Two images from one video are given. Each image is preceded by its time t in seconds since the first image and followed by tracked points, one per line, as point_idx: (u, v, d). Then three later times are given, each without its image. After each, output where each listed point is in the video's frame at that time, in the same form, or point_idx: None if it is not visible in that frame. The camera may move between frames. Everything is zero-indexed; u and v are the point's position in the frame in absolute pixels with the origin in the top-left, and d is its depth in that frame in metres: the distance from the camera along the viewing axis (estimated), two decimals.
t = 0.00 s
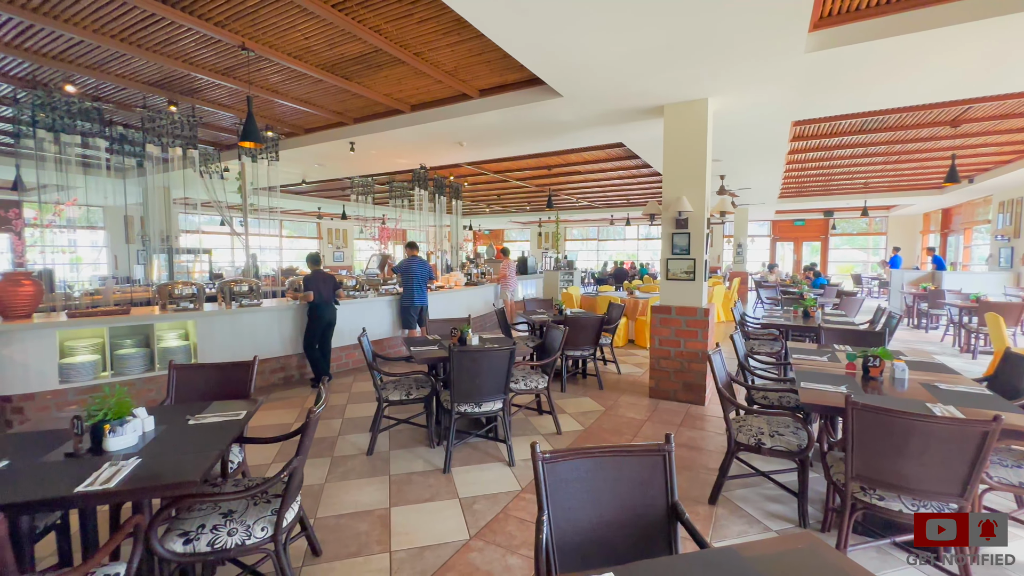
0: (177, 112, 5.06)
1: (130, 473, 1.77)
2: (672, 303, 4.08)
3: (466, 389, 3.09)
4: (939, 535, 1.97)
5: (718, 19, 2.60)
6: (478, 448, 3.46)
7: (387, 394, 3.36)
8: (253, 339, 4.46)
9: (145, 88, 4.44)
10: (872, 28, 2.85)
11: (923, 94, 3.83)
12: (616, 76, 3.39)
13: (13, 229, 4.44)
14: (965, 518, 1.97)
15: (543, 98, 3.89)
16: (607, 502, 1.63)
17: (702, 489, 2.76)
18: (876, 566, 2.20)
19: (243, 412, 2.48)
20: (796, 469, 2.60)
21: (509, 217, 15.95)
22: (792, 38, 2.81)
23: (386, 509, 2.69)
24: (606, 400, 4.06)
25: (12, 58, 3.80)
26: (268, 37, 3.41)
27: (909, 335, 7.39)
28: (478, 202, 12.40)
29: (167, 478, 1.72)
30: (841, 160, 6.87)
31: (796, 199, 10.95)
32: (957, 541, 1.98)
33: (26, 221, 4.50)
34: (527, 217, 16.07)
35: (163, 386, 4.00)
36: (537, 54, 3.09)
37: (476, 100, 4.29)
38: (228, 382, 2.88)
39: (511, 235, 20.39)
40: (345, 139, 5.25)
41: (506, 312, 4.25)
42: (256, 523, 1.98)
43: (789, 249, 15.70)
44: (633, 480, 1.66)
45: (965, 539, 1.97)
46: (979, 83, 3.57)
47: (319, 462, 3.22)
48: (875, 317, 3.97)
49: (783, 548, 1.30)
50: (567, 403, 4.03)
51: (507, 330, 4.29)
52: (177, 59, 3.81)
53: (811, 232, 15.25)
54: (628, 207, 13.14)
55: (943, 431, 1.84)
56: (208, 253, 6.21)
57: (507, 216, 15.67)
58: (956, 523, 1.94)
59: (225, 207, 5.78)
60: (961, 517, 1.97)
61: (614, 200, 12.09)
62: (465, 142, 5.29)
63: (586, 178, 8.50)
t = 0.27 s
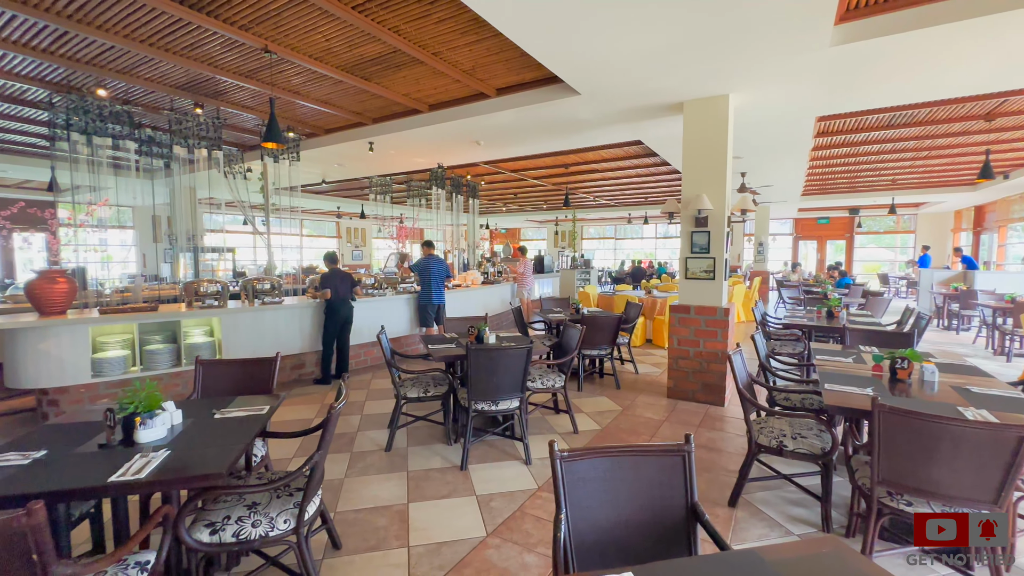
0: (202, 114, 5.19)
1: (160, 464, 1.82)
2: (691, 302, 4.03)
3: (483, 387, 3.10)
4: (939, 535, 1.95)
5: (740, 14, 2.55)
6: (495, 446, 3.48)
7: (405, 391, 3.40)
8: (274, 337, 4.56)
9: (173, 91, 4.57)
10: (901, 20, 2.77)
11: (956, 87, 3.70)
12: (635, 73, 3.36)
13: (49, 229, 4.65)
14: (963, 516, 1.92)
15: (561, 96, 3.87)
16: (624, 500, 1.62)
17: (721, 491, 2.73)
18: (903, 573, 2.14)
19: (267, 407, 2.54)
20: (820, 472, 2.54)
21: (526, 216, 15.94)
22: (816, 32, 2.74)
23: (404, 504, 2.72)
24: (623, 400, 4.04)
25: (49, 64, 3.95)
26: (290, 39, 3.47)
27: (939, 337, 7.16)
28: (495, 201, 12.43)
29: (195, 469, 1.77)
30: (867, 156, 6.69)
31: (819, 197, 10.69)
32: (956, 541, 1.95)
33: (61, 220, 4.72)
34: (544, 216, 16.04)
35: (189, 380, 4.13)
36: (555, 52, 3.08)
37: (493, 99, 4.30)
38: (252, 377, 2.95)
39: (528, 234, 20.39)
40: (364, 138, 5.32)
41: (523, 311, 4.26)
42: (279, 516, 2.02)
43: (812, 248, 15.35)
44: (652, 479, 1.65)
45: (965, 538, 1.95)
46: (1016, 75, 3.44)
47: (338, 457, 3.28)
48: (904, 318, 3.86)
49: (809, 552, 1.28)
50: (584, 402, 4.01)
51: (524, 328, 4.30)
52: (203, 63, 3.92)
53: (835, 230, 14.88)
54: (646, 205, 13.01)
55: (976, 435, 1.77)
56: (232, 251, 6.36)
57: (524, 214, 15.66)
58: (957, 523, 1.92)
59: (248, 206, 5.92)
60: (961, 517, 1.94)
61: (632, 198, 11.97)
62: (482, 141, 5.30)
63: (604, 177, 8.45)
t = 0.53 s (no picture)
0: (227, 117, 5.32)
1: (188, 456, 1.88)
2: (711, 302, 3.98)
3: (500, 385, 3.12)
4: (937, 535, 1.97)
5: (763, 7, 2.51)
6: (512, 444, 3.49)
7: (423, 388, 3.44)
8: (293, 334, 4.64)
9: (198, 94, 4.69)
10: (932, 11, 2.68)
11: (991, 80, 3.57)
12: (654, 70, 3.33)
13: (83, 229, 4.78)
14: (966, 519, 1.96)
15: (578, 95, 3.86)
16: (643, 501, 1.61)
17: (741, 493, 2.69)
18: None
19: (289, 403, 2.59)
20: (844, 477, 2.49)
21: (543, 214, 15.92)
22: (842, 25, 2.68)
23: (422, 500, 2.76)
24: (641, 400, 4.01)
25: (83, 69, 4.09)
26: (311, 42, 3.53)
27: (971, 338, 6.91)
28: (511, 200, 12.43)
29: (222, 462, 1.83)
30: (895, 152, 6.49)
31: (844, 194, 10.42)
32: (955, 542, 1.99)
33: (93, 220, 4.85)
34: (561, 214, 15.99)
35: (214, 376, 4.24)
36: (572, 50, 3.07)
37: (510, 98, 4.30)
38: (275, 373, 3.02)
39: (544, 233, 20.35)
40: (382, 138, 5.38)
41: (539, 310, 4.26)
42: (301, 509, 2.06)
43: (836, 246, 14.96)
44: (671, 480, 1.64)
45: (965, 538, 1.98)
46: None
47: (358, 453, 3.33)
48: (934, 319, 3.74)
49: (833, 557, 1.25)
50: (601, 402, 4.00)
51: (540, 327, 4.30)
52: (228, 66, 4.01)
53: (861, 228, 14.48)
54: (664, 204, 12.85)
55: (1012, 441, 1.69)
56: (254, 250, 6.50)
57: (541, 213, 15.64)
58: (957, 522, 1.95)
59: (270, 206, 6.04)
60: (961, 518, 1.97)
61: (650, 196, 11.84)
62: (499, 140, 5.32)
63: (621, 175, 8.38)
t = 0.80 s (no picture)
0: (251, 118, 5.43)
1: (216, 449, 1.94)
2: (732, 301, 3.92)
3: (518, 383, 3.13)
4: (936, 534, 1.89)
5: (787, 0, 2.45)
6: (529, 443, 3.50)
7: (441, 386, 3.47)
8: (314, 331, 4.73)
9: (223, 96, 4.81)
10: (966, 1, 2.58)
11: None
12: (674, 66, 3.29)
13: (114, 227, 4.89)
14: (966, 518, 1.83)
15: (597, 92, 3.84)
16: (663, 501, 1.60)
17: (763, 496, 2.65)
18: None
19: (312, 399, 2.65)
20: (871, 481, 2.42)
21: (560, 213, 15.86)
22: (870, 17, 2.60)
23: (441, 497, 2.79)
24: (660, 400, 3.98)
25: (114, 74, 4.23)
26: (332, 43, 3.58)
27: (1007, 340, 6.64)
28: (528, 198, 12.41)
29: (249, 455, 1.88)
30: (927, 147, 6.27)
31: (872, 191, 10.12)
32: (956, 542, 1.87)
33: (124, 220, 4.98)
34: (578, 212, 15.91)
35: (239, 371, 4.36)
36: (591, 48, 3.06)
37: (528, 96, 4.30)
38: (298, 369, 3.08)
39: (562, 231, 20.29)
40: (401, 138, 5.43)
41: (557, 308, 4.26)
42: (324, 503, 2.11)
43: (863, 244, 14.56)
44: (692, 481, 1.62)
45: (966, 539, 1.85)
46: None
47: (378, 448, 3.39)
48: (967, 320, 3.61)
49: (859, 562, 1.22)
50: (619, 401, 3.97)
51: (558, 326, 4.29)
52: (251, 69, 4.10)
53: (889, 226, 14.05)
54: (683, 201, 12.67)
55: None
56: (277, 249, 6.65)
57: (558, 211, 15.59)
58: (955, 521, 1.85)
59: (292, 205, 6.16)
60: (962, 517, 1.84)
61: (669, 194, 11.69)
62: (517, 139, 5.32)
63: (640, 172, 8.29)
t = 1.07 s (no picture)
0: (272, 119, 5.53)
1: (241, 442, 1.99)
2: (752, 300, 3.85)
3: (534, 381, 3.13)
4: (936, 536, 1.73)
5: None
6: (546, 441, 3.50)
7: (458, 383, 3.50)
8: (334, 327, 4.80)
9: (246, 98, 4.92)
10: None
11: None
12: (692, 61, 3.25)
13: (142, 227, 5.05)
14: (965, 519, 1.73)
15: (614, 89, 3.81)
16: (681, 501, 1.59)
17: (783, 498, 2.61)
18: None
19: (332, 394, 2.69)
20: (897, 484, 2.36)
21: (576, 211, 15.78)
22: (898, 7, 2.53)
23: (458, 493, 2.81)
24: (678, 400, 3.93)
25: (142, 77, 4.36)
26: (351, 44, 3.63)
27: None
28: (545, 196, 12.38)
29: (272, 449, 1.92)
30: (958, 142, 6.06)
31: (899, 187, 9.82)
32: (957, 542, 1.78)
33: (151, 219, 5.14)
34: (595, 210, 15.81)
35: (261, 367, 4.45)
36: (608, 44, 3.04)
37: (545, 93, 4.29)
38: (319, 365, 3.14)
39: (578, 229, 20.20)
40: (418, 137, 5.47)
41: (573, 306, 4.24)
42: (344, 496, 2.15)
43: (890, 242, 14.16)
44: (711, 481, 1.60)
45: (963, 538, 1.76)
46: None
47: (396, 444, 3.43)
48: (1001, 320, 3.49)
49: (884, 566, 1.18)
50: (636, 401, 3.95)
51: (574, 324, 4.28)
52: (273, 70, 4.18)
53: (918, 223, 13.62)
54: (702, 199, 12.49)
55: None
56: (298, 247, 6.72)
57: (574, 209, 15.51)
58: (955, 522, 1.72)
59: (311, 204, 6.26)
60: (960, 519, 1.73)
61: (687, 191, 11.54)
62: (533, 137, 5.31)
63: (658, 170, 8.20)
